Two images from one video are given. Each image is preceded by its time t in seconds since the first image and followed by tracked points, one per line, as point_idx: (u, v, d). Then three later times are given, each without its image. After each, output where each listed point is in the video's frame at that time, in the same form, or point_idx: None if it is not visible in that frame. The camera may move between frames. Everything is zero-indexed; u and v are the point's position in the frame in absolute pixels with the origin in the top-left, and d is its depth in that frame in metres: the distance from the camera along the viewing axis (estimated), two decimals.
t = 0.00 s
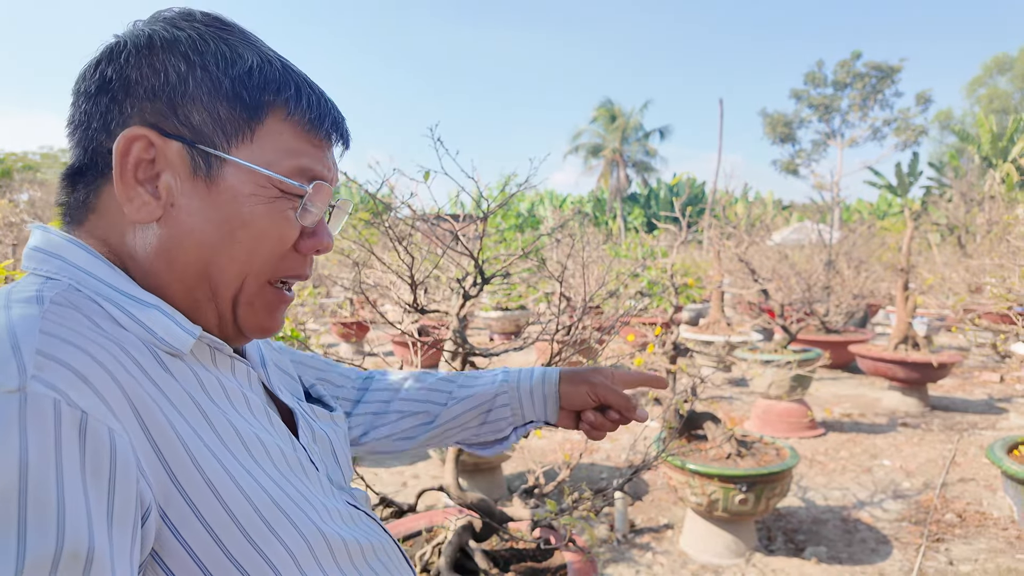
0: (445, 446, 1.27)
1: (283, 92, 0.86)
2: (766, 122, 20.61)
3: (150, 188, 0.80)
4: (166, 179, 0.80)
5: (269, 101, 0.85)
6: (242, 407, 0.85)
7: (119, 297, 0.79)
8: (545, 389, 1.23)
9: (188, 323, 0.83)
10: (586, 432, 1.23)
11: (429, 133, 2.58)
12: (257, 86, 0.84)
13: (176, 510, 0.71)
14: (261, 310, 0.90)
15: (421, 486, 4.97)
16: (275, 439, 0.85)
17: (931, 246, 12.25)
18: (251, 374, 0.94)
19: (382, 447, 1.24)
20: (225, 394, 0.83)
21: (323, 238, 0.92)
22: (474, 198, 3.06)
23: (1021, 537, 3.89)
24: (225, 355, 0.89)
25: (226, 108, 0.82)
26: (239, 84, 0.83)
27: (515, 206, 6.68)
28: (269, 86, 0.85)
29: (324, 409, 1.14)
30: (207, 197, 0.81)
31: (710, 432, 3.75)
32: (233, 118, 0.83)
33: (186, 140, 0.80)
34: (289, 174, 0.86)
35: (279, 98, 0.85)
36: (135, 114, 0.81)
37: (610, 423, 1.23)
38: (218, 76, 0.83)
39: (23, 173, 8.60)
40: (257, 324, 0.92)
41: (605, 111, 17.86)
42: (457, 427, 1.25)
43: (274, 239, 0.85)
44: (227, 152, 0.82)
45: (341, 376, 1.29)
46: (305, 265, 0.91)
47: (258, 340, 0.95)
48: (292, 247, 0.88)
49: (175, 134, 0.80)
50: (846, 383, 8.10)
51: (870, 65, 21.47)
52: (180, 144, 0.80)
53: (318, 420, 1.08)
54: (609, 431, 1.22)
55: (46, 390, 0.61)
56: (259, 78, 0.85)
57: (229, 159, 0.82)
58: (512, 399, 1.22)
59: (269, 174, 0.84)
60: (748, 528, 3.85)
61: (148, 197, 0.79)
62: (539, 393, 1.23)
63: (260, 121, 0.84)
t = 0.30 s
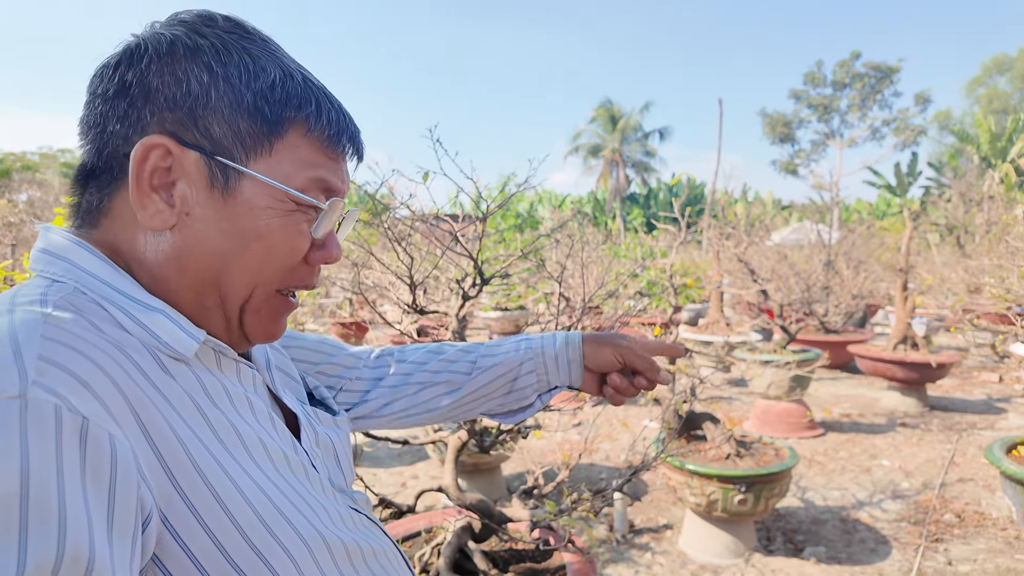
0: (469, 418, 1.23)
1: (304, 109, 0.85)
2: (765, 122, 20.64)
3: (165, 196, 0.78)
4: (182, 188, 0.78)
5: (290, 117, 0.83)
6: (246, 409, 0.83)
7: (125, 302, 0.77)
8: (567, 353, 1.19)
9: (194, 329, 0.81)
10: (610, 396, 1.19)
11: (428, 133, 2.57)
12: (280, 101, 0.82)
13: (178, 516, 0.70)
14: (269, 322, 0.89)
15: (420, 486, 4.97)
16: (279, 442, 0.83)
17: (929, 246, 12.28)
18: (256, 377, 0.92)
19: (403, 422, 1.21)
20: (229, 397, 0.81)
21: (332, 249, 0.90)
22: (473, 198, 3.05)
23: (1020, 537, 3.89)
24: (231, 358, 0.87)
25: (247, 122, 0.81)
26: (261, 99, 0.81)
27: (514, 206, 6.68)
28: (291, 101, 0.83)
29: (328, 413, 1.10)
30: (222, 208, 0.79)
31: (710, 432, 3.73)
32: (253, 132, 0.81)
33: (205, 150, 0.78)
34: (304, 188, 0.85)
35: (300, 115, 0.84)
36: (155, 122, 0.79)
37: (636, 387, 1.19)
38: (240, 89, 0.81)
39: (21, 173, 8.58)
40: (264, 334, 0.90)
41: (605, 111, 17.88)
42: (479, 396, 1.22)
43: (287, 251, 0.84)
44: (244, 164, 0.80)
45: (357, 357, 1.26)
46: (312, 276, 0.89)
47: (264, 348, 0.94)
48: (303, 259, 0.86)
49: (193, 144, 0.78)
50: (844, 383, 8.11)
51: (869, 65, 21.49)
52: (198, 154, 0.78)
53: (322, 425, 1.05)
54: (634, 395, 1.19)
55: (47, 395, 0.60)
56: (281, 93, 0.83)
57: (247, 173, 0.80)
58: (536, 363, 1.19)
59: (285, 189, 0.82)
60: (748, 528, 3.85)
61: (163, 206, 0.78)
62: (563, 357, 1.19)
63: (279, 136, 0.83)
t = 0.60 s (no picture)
0: (470, 418, 1.25)
1: (308, 116, 0.85)
2: (764, 122, 20.66)
3: (167, 202, 0.79)
4: (183, 194, 0.79)
5: (293, 125, 0.83)
6: (248, 410, 0.84)
7: (127, 302, 0.78)
8: (570, 352, 1.22)
9: (196, 330, 0.82)
10: (614, 395, 1.20)
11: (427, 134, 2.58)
12: (283, 108, 0.82)
13: (179, 517, 0.71)
14: (268, 323, 0.90)
15: (419, 486, 4.98)
16: (280, 443, 0.84)
17: (927, 246, 12.31)
18: (257, 378, 0.93)
19: (405, 421, 1.22)
20: (232, 399, 0.82)
21: (330, 254, 0.91)
22: (471, 199, 3.06)
23: (1018, 537, 3.91)
24: (231, 359, 0.88)
25: (249, 129, 0.81)
26: (264, 106, 0.81)
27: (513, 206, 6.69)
28: (294, 108, 0.83)
29: (329, 415, 1.11)
30: (222, 215, 0.80)
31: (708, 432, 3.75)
32: (254, 139, 0.81)
33: (206, 157, 0.79)
34: (304, 195, 0.85)
35: (303, 122, 0.84)
36: (156, 125, 0.79)
37: (639, 385, 1.20)
38: (243, 95, 0.81)
39: (18, 173, 8.57)
40: (262, 336, 0.91)
41: (604, 111, 17.90)
42: (481, 395, 1.24)
43: (286, 258, 0.85)
44: (245, 171, 0.81)
45: (358, 356, 1.27)
46: (309, 280, 0.90)
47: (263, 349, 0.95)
48: (302, 265, 0.87)
49: (195, 151, 0.79)
50: (843, 383, 8.13)
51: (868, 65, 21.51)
52: (199, 160, 0.79)
53: (323, 425, 1.06)
54: (637, 393, 1.20)
55: (50, 396, 0.61)
56: (285, 99, 0.83)
57: (248, 180, 0.81)
58: (539, 362, 1.21)
59: (286, 197, 0.83)
60: (746, 528, 3.86)
61: (164, 211, 0.79)
62: (566, 356, 1.21)
63: (282, 143, 0.83)
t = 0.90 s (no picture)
0: (468, 418, 1.25)
1: (304, 118, 0.85)
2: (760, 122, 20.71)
3: (158, 200, 0.79)
4: (174, 193, 0.79)
5: (289, 127, 0.83)
6: (241, 408, 0.84)
7: (118, 302, 0.78)
8: (570, 350, 1.22)
9: (186, 329, 0.82)
10: (614, 395, 1.21)
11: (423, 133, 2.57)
12: (279, 110, 0.82)
13: (171, 516, 0.71)
14: (259, 324, 0.89)
15: (415, 486, 4.99)
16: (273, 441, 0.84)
17: (923, 246, 12.37)
18: (251, 376, 0.92)
19: (402, 419, 1.23)
20: (224, 398, 0.82)
21: (320, 255, 0.91)
22: (468, 198, 3.07)
23: (1013, 535, 3.94)
24: (224, 359, 0.88)
25: (245, 129, 0.81)
26: (261, 107, 0.81)
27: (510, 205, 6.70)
28: (290, 110, 0.83)
29: (325, 415, 1.11)
30: (214, 214, 0.80)
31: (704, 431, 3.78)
32: (249, 139, 0.81)
33: (200, 156, 0.79)
34: (297, 196, 0.85)
35: (299, 125, 0.84)
36: (150, 123, 0.79)
37: (638, 385, 1.21)
38: (240, 96, 0.81)
39: (12, 173, 8.54)
40: (254, 337, 0.91)
41: (600, 112, 17.93)
42: (480, 395, 1.24)
43: (277, 258, 0.85)
44: (239, 172, 0.81)
45: (356, 356, 1.28)
46: (300, 281, 0.90)
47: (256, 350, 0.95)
48: (293, 265, 0.87)
49: (190, 149, 0.79)
50: (839, 383, 8.16)
51: (864, 66, 21.59)
52: (192, 158, 0.79)
53: (319, 426, 1.06)
54: (637, 393, 1.20)
55: (38, 396, 0.62)
56: (282, 102, 0.83)
57: (241, 180, 0.80)
58: (537, 361, 1.21)
59: (278, 197, 0.83)
60: (743, 527, 3.88)
61: (155, 209, 0.78)
62: (565, 355, 1.22)
63: (277, 145, 0.83)
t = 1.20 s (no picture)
0: (464, 409, 1.27)
1: (287, 99, 0.85)
2: (754, 122, 20.81)
3: (151, 196, 0.79)
4: (167, 187, 0.79)
5: (273, 110, 0.84)
6: (232, 405, 0.84)
7: (110, 299, 0.78)
8: (563, 341, 1.23)
9: (178, 325, 0.82)
10: (608, 383, 1.23)
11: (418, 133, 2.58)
12: (261, 93, 0.83)
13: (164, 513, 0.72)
14: (258, 312, 0.90)
15: (410, 486, 5.01)
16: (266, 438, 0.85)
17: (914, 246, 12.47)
18: (243, 375, 0.93)
19: (398, 412, 1.25)
20: (216, 395, 0.83)
21: (316, 237, 0.92)
22: (463, 198, 3.08)
23: (1004, 533, 3.99)
24: (215, 355, 0.88)
25: (230, 116, 0.81)
26: (242, 92, 0.81)
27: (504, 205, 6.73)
28: (271, 92, 0.84)
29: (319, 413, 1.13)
30: (209, 205, 0.80)
31: (698, 430, 3.83)
32: (236, 125, 0.81)
33: (188, 147, 0.79)
34: (287, 177, 0.85)
35: (282, 106, 0.84)
36: (134, 118, 0.78)
37: (633, 373, 1.23)
38: (220, 83, 0.81)
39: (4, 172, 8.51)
40: (252, 326, 0.91)
41: (595, 112, 17.97)
42: (474, 387, 1.26)
43: (275, 243, 0.85)
44: (229, 159, 0.81)
45: (350, 351, 1.30)
46: (301, 268, 0.92)
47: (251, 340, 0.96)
48: (291, 250, 0.88)
49: (177, 142, 0.79)
50: (831, 382, 8.22)
51: (857, 67, 21.71)
52: (182, 151, 0.79)
53: (313, 424, 1.08)
54: (632, 381, 1.22)
55: (29, 394, 0.62)
56: (263, 85, 0.83)
57: (232, 168, 0.81)
58: (532, 352, 1.23)
59: (270, 180, 0.83)
60: (736, 526, 3.90)
61: (150, 206, 0.78)
62: (559, 345, 1.23)
63: (263, 129, 0.83)
